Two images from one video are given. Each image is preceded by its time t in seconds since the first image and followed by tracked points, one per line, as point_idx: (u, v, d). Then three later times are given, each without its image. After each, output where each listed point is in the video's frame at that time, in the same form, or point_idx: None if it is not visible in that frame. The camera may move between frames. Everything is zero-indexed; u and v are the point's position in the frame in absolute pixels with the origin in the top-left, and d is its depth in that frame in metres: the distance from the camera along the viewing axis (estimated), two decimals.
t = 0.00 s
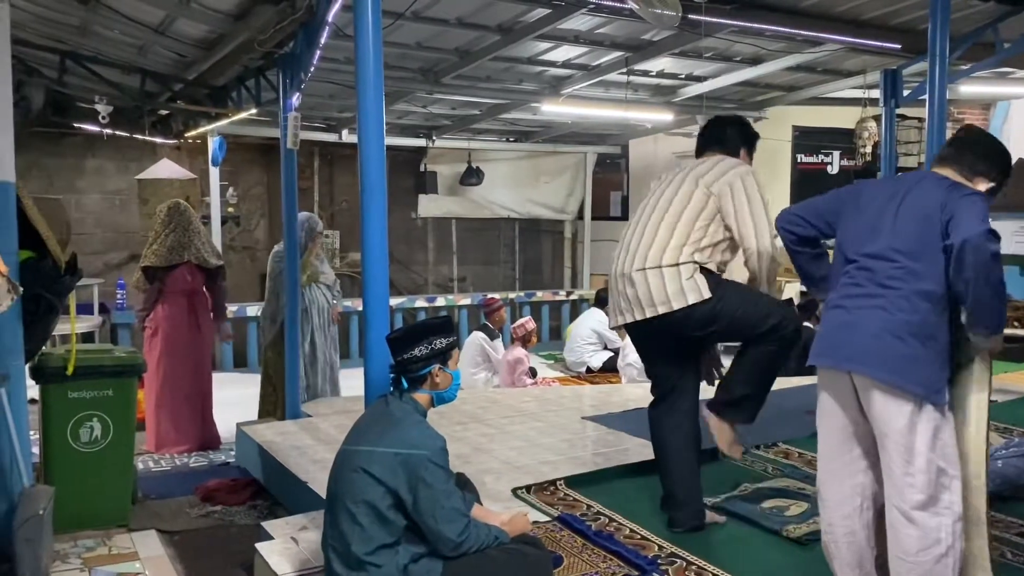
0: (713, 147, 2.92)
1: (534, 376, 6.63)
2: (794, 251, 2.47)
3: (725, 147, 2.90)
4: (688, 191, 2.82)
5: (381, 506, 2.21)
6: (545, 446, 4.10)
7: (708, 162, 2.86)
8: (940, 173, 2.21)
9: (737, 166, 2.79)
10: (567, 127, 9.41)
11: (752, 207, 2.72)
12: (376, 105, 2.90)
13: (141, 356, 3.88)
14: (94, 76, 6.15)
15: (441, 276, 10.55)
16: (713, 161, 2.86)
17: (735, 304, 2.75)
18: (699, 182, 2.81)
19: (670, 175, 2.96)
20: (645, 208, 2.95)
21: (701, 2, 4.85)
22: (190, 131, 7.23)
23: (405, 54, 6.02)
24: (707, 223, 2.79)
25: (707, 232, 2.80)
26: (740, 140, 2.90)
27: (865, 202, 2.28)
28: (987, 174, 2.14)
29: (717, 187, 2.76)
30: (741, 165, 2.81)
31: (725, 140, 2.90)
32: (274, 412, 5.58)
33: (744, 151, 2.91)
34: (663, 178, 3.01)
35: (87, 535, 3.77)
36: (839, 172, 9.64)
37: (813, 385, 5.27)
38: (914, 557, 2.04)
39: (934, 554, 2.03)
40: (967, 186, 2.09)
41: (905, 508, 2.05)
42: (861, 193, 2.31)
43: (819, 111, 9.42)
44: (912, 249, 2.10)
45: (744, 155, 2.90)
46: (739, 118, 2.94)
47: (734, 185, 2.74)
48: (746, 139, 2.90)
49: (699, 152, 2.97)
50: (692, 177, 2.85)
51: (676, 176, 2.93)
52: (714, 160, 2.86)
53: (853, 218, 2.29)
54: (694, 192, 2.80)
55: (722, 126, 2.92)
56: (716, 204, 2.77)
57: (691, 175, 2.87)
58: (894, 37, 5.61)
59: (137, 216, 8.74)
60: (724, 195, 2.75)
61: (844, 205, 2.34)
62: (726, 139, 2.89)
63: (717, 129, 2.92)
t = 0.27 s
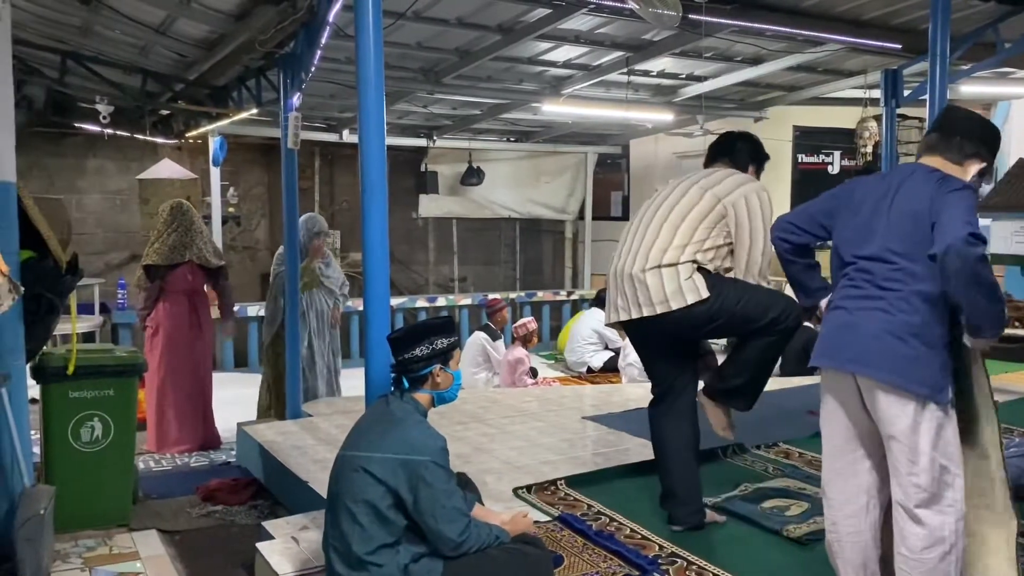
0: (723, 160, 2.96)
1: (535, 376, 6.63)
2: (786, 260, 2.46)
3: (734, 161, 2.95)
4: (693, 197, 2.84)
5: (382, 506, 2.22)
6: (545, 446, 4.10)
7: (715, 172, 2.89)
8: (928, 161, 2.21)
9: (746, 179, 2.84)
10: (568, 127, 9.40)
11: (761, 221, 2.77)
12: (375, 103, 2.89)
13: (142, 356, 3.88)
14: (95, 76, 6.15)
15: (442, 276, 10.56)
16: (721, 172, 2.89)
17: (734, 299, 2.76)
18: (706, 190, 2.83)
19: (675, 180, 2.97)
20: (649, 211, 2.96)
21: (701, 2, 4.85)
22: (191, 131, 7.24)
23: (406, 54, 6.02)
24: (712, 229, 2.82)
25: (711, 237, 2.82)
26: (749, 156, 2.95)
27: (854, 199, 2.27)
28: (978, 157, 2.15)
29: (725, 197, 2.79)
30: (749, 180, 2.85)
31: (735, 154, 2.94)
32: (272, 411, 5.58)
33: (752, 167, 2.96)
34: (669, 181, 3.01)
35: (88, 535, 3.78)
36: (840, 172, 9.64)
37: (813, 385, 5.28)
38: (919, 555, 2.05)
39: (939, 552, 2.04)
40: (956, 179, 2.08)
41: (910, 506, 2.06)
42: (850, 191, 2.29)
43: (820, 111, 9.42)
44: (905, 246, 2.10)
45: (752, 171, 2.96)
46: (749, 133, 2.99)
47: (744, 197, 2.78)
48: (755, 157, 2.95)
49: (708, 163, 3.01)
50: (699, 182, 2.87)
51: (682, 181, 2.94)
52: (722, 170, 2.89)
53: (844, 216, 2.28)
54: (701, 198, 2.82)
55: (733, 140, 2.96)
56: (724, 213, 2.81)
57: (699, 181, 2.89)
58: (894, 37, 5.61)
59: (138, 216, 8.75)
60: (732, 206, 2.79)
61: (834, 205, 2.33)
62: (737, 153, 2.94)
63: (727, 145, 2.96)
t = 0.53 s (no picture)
0: (722, 165, 2.97)
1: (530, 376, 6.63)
2: (772, 276, 2.48)
3: (734, 167, 2.95)
4: (693, 200, 2.84)
5: (376, 506, 2.22)
6: (541, 446, 4.10)
7: (715, 176, 2.89)
8: (923, 170, 2.22)
9: (745, 186, 2.85)
10: (564, 127, 9.41)
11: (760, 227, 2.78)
12: (371, 102, 2.89)
13: (137, 356, 3.87)
14: (90, 75, 6.13)
15: (438, 276, 10.56)
16: (721, 177, 2.90)
17: (730, 301, 2.77)
18: (706, 193, 2.84)
19: (674, 182, 2.97)
20: (647, 212, 2.96)
21: (696, 2, 4.86)
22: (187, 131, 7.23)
23: (401, 54, 6.02)
24: (711, 232, 2.82)
25: (710, 240, 2.83)
26: (748, 165, 2.96)
27: (848, 208, 2.30)
28: (972, 167, 2.15)
29: (724, 201, 2.80)
30: (749, 187, 2.86)
31: (735, 161, 2.95)
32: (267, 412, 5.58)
33: (751, 176, 2.97)
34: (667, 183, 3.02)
35: (83, 536, 3.77)
36: (834, 172, 9.67)
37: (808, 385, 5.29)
38: (917, 555, 2.04)
39: (939, 551, 2.03)
40: (948, 186, 2.09)
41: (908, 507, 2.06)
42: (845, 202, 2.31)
43: (815, 111, 9.45)
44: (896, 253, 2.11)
45: (750, 179, 2.97)
46: (749, 142, 3.00)
47: (744, 203, 2.79)
48: (754, 166, 2.97)
49: (707, 168, 3.02)
50: (698, 186, 2.87)
51: (681, 184, 2.95)
52: (722, 176, 2.90)
53: (835, 222, 2.30)
54: (700, 201, 2.82)
55: (734, 148, 2.97)
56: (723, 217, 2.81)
57: (698, 184, 2.89)
58: (889, 38, 5.63)
59: (133, 216, 8.73)
60: (732, 211, 2.79)
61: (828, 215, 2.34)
62: (737, 160, 2.95)
63: (728, 151, 2.96)
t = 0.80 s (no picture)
0: (714, 167, 2.98)
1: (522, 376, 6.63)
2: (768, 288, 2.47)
3: (725, 168, 2.96)
4: (685, 201, 2.85)
5: (366, 506, 2.22)
6: (533, 446, 4.10)
7: (707, 178, 2.90)
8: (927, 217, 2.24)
9: (738, 188, 2.86)
10: (556, 127, 9.41)
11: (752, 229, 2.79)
12: (361, 101, 2.88)
13: (127, 356, 3.86)
14: (79, 75, 6.11)
15: (429, 276, 10.55)
16: (714, 178, 2.90)
17: (722, 303, 2.78)
18: (698, 195, 2.84)
19: (667, 183, 2.98)
20: (639, 213, 2.96)
21: (686, 3, 4.87)
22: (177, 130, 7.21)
23: (392, 53, 6.01)
24: (702, 234, 2.83)
25: (701, 242, 2.83)
26: (740, 166, 2.97)
27: (842, 225, 2.31)
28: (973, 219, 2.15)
29: (716, 204, 2.81)
30: (741, 189, 2.87)
31: (728, 162, 2.96)
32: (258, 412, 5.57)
33: (742, 177, 2.98)
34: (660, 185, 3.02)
35: (72, 536, 3.76)
36: (824, 172, 9.71)
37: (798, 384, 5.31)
38: (909, 563, 2.05)
39: (931, 558, 2.05)
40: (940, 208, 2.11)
41: (898, 516, 2.07)
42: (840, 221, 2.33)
43: (805, 112, 9.48)
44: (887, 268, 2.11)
45: (742, 180, 2.98)
46: (740, 144, 3.02)
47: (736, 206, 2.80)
48: (746, 166, 2.98)
49: (699, 169, 3.02)
50: (691, 188, 2.88)
51: (673, 185, 2.95)
52: (714, 177, 2.91)
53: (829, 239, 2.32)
54: (693, 204, 2.83)
55: (725, 149, 2.98)
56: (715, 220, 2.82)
57: (691, 186, 2.90)
58: (878, 39, 5.65)
59: (123, 215, 8.70)
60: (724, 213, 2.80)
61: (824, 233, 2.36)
62: (729, 162, 2.96)
63: (720, 152, 2.98)
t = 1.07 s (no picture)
0: (701, 167, 2.98)
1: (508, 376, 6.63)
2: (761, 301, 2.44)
3: (713, 169, 2.96)
4: (670, 203, 2.85)
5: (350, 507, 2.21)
6: (519, 446, 4.10)
7: (694, 179, 2.90)
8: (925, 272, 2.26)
9: (724, 189, 2.86)
10: (543, 127, 9.41)
11: (736, 231, 2.80)
12: (346, 102, 2.87)
13: (110, 356, 3.82)
14: (62, 73, 6.05)
15: (416, 276, 10.53)
16: (701, 179, 2.90)
17: (705, 306, 2.78)
18: (683, 197, 2.84)
19: (653, 184, 2.98)
20: (625, 214, 2.96)
21: (672, 3, 4.88)
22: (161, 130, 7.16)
23: (378, 53, 5.99)
24: (687, 236, 2.83)
25: (686, 244, 2.84)
26: (728, 166, 2.97)
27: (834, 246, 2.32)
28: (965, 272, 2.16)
29: (701, 206, 2.81)
30: (728, 189, 2.86)
31: (715, 163, 2.96)
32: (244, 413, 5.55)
33: (730, 177, 2.98)
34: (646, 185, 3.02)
35: (55, 539, 3.73)
36: (809, 172, 9.76)
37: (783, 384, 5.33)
38: (889, 566, 2.06)
39: (910, 561, 2.06)
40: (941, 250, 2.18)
41: (877, 518, 2.09)
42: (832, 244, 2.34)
43: (791, 112, 9.51)
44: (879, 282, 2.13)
45: (730, 180, 2.98)
46: (728, 143, 3.01)
47: (722, 208, 2.81)
48: (734, 166, 2.98)
49: (687, 169, 3.03)
50: (677, 189, 2.88)
51: (659, 186, 2.95)
52: (701, 178, 2.91)
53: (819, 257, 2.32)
54: (677, 206, 2.83)
55: (713, 149, 2.98)
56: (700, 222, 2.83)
57: (677, 187, 2.90)
58: (862, 40, 5.68)
59: (107, 215, 8.63)
60: (709, 215, 2.80)
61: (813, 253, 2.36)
62: (716, 162, 2.96)
63: (708, 153, 2.98)
